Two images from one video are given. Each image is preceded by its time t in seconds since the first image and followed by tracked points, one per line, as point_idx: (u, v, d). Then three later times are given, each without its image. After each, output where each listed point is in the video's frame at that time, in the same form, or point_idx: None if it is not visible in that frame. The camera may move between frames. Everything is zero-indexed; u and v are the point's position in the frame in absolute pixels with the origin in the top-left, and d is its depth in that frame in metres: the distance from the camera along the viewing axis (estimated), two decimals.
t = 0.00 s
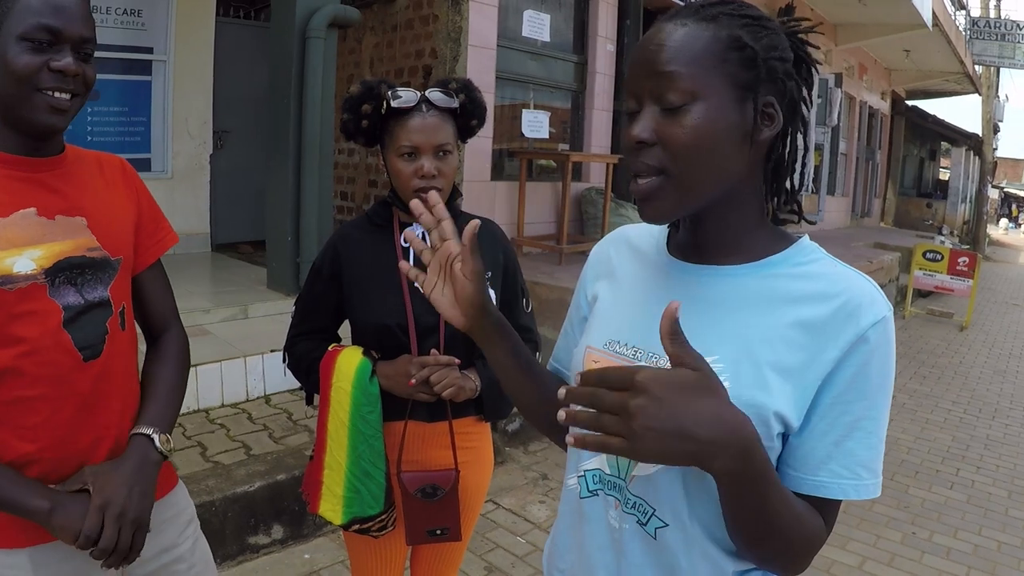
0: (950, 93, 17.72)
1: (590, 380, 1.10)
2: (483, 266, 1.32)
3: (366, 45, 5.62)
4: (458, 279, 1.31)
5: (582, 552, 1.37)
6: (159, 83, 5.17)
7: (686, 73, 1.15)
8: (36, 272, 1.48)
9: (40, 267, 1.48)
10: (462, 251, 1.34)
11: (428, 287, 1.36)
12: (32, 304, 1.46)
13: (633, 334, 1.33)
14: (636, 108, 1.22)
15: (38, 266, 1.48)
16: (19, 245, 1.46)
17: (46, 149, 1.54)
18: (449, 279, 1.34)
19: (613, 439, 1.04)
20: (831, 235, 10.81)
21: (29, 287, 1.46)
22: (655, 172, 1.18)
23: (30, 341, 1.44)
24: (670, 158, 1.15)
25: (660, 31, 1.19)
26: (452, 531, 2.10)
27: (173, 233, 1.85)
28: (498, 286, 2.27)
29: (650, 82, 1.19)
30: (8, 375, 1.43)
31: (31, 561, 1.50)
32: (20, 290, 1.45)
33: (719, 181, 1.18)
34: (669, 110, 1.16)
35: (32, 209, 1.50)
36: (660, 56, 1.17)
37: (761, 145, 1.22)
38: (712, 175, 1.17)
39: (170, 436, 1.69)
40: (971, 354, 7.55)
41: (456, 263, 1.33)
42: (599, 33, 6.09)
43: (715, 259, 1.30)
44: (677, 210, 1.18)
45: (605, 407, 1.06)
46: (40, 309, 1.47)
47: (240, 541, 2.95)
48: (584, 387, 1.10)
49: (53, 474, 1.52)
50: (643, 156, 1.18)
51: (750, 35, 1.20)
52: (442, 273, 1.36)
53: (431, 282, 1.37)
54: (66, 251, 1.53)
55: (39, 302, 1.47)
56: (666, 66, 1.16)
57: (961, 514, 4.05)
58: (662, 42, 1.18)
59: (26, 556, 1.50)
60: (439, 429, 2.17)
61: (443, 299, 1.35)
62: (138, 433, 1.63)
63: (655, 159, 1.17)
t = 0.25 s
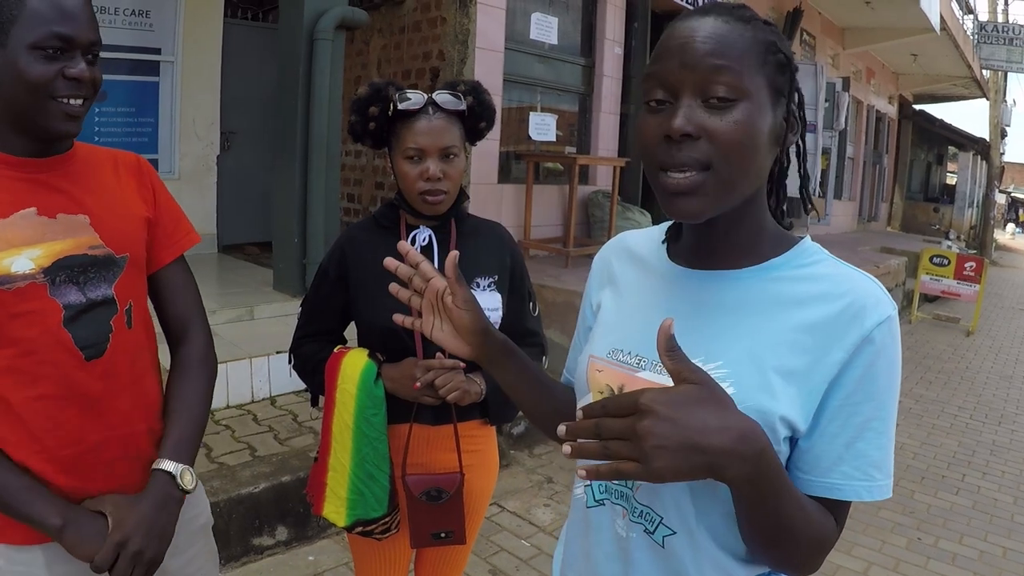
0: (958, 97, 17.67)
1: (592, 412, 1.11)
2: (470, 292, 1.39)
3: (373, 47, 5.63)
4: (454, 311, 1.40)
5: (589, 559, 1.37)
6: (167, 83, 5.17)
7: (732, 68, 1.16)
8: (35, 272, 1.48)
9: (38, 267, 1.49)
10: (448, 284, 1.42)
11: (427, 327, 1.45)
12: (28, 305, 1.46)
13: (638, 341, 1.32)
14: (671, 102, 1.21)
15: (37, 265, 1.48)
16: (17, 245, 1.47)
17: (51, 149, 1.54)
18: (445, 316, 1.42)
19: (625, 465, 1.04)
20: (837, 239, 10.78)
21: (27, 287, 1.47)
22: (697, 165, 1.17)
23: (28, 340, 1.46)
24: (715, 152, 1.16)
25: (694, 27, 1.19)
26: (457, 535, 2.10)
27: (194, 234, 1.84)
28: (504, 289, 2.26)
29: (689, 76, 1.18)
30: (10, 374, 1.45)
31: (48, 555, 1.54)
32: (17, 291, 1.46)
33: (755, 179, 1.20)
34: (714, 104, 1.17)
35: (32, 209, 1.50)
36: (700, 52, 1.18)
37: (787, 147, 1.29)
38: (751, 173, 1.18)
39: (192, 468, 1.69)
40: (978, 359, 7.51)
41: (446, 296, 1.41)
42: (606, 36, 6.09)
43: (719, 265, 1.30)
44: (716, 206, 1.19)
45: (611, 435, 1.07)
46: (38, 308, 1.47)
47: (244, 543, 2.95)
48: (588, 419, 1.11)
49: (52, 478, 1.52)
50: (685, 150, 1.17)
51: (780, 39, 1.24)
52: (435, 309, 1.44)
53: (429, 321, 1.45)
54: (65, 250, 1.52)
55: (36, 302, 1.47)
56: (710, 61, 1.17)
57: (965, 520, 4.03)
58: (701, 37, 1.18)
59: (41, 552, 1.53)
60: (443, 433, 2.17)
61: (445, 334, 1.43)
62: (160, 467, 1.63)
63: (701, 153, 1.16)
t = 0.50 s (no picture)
0: (967, 94, 17.56)
1: (629, 405, 1.08)
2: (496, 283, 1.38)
3: (382, 41, 5.62)
4: (476, 297, 1.37)
5: (601, 555, 1.36)
6: (175, 77, 5.16)
7: (751, 59, 1.15)
8: (55, 263, 1.52)
9: (59, 259, 1.53)
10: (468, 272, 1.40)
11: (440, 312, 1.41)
12: (48, 295, 1.50)
13: (650, 335, 1.31)
14: (686, 91, 1.20)
15: (57, 257, 1.52)
16: (38, 237, 1.51)
17: (74, 142, 1.58)
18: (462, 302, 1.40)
19: (676, 459, 1.02)
20: (845, 236, 10.73)
21: (48, 278, 1.51)
22: (712, 156, 1.16)
23: (48, 330, 1.50)
24: (730, 143, 1.15)
25: (713, 16, 1.18)
26: (465, 528, 2.10)
27: (216, 230, 1.87)
28: (513, 282, 2.26)
29: (706, 66, 1.18)
30: (32, 363, 1.50)
31: (66, 541, 1.56)
32: (39, 282, 1.50)
33: (769, 173, 1.19)
34: (731, 95, 1.16)
35: (52, 202, 1.55)
36: (717, 42, 1.17)
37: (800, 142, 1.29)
38: (765, 166, 1.18)
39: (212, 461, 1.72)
40: (986, 356, 7.48)
41: (467, 283, 1.39)
42: (615, 30, 6.07)
43: (731, 258, 1.28)
44: (730, 197, 1.18)
45: (656, 428, 1.05)
46: (58, 299, 1.51)
47: (252, 534, 2.96)
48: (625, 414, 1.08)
49: (72, 467, 1.56)
50: (699, 140, 1.16)
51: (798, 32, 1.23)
52: (452, 295, 1.41)
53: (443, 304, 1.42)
54: (85, 242, 1.56)
55: (56, 292, 1.51)
56: (727, 51, 1.16)
57: (973, 517, 4.02)
58: (719, 26, 1.17)
59: (59, 538, 1.56)
60: (451, 426, 2.17)
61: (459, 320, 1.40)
62: (178, 460, 1.66)
63: (716, 144, 1.16)
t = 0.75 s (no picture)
0: (962, 94, 17.60)
1: (678, 354, 1.07)
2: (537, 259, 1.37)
3: (379, 47, 5.63)
4: (509, 268, 1.36)
5: (600, 562, 1.35)
6: (172, 85, 5.14)
7: (743, 70, 1.16)
8: (72, 275, 1.52)
9: (75, 271, 1.53)
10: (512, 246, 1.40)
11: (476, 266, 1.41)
12: (66, 306, 1.51)
13: (650, 343, 1.30)
14: (679, 104, 1.20)
15: (74, 270, 1.53)
16: (56, 250, 1.51)
17: (87, 155, 1.59)
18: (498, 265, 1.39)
19: (722, 410, 1.01)
20: (843, 237, 10.74)
21: (65, 290, 1.51)
22: (706, 171, 1.17)
23: (64, 341, 1.50)
24: (724, 157, 1.15)
25: (705, 27, 1.18)
26: (466, 537, 2.10)
27: (221, 243, 1.88)
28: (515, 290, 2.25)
29: (698, 79, 1.18)
30: (48, 374, 1.50)
31: (79, 549, 1.56)
32: (56, 293, 1.50)
33: (765, 182, 1.19)
34: (722, 109, 1.16)
35: (69, 214, 1.55)
36: (709, 54, 1.17)
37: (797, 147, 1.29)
38: (760, 177, 1.18)
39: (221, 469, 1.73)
40: (985, 356, 7.49)
41: (506, 255, 1.39)
42: (612, 34, 6.08)
43: (730, 263, 1.28)
44: (726, 210, 1.18)
45: (705, 376, 1.03)
46: (76, 310, 1.52)
47: (255, 544, 2.96)
48: (673, 362, 1.06)
49: (86, 475, 1.56)
50: (693, 155, 1.17)
51: (790, 38, 1.23)
52: (487, 260, 1.41)
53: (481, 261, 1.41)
54: (101, 254, 1.57)
55: (73, 303, 1.52)
56: (719, 64, 1.16)
57: (975, 517, 4.02)
58: (712, 38, 1.17)
59: (72, 546, 1.55)
60: (454, 433, 2.16)
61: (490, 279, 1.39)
62: (190, 467, 1.67)
63: (709, 159, 1.16)
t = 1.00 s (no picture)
0: (965, 93, 17.57)
1: (682, 351, 1.07)
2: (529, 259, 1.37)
3: (381, 47, 5.63)
4: (503, 269, 1.37)
5: (602, 563, 1.35)
6: (174, 85, 5.15)
7: (735, 65, 1.15)
8: (77, 275, 1.53)
9: (81, 271, 1.53)
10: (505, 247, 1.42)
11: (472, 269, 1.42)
12: (71, 306, 1.51)
13: (650, 345, 1.30)
14: (672, 98, 1.21)
15: (80, 269, 1.53)
16: (62, 249, 1.51)
17: (96, 156, 1.59)
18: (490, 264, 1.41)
19: (726, 405, 1.01)
20: (846, 236, 10.73)
21: (70, 290, 1.52)
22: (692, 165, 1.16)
23: (69, 340, 1.50)
24: (710, 150, 1.15)
25: (701, 21, 1.19)
26: (471, 536, 2.10)
27: (228, 245, 1.88)
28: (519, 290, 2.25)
29: (691, 73, 1.18)
30: (53, 372, 1.51)
31: (82, 547, 1.57)
32: (61, 293, 1.50)
33: (760, 181, 1.18)
34: (714, 102, 1.16)
35: (76, 214, 1.56)
36: (703, 48, 1.17)
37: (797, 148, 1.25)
38: (748, 175, 1.16)
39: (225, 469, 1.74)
40: (988, 355, 7.48)
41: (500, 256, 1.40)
42: (614, 34, 6.08)
43: (732, 265, 1.27)
44: (712, 207, 1.17)
45: (709, 372, 1.03)
46: (81, 309, 1.52)
47: (257, 543, 2.96)
48: (677, 360, 1.07)
49: (89, 473, 1.56)
50: (680, 148, 1.17)
51: (790, 36, 1.21)
52: (482, 262, 1.43)
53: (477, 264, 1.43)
54: (106, 255, 1.57)
55: (79, 303, 1.52)
56: (712, 58, 1.16)
57: (978, 517, 4.02)
58: (707, 32, 1.17)
59: (75, 544, 1.56)
60: (457, 433, 2.17)
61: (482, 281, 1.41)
62: (194, 467, 1.68)
63: (696, 152, 1.16)
